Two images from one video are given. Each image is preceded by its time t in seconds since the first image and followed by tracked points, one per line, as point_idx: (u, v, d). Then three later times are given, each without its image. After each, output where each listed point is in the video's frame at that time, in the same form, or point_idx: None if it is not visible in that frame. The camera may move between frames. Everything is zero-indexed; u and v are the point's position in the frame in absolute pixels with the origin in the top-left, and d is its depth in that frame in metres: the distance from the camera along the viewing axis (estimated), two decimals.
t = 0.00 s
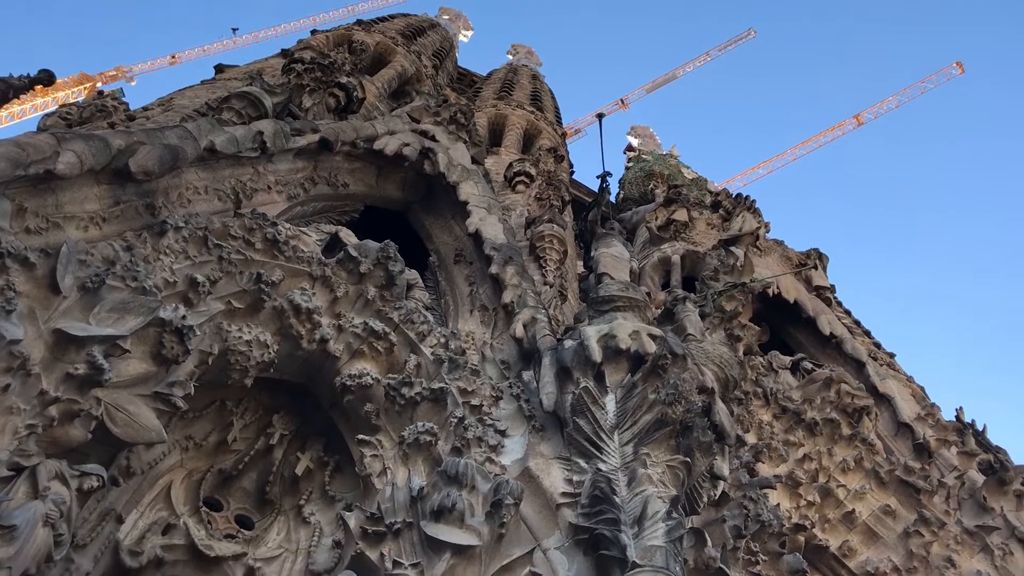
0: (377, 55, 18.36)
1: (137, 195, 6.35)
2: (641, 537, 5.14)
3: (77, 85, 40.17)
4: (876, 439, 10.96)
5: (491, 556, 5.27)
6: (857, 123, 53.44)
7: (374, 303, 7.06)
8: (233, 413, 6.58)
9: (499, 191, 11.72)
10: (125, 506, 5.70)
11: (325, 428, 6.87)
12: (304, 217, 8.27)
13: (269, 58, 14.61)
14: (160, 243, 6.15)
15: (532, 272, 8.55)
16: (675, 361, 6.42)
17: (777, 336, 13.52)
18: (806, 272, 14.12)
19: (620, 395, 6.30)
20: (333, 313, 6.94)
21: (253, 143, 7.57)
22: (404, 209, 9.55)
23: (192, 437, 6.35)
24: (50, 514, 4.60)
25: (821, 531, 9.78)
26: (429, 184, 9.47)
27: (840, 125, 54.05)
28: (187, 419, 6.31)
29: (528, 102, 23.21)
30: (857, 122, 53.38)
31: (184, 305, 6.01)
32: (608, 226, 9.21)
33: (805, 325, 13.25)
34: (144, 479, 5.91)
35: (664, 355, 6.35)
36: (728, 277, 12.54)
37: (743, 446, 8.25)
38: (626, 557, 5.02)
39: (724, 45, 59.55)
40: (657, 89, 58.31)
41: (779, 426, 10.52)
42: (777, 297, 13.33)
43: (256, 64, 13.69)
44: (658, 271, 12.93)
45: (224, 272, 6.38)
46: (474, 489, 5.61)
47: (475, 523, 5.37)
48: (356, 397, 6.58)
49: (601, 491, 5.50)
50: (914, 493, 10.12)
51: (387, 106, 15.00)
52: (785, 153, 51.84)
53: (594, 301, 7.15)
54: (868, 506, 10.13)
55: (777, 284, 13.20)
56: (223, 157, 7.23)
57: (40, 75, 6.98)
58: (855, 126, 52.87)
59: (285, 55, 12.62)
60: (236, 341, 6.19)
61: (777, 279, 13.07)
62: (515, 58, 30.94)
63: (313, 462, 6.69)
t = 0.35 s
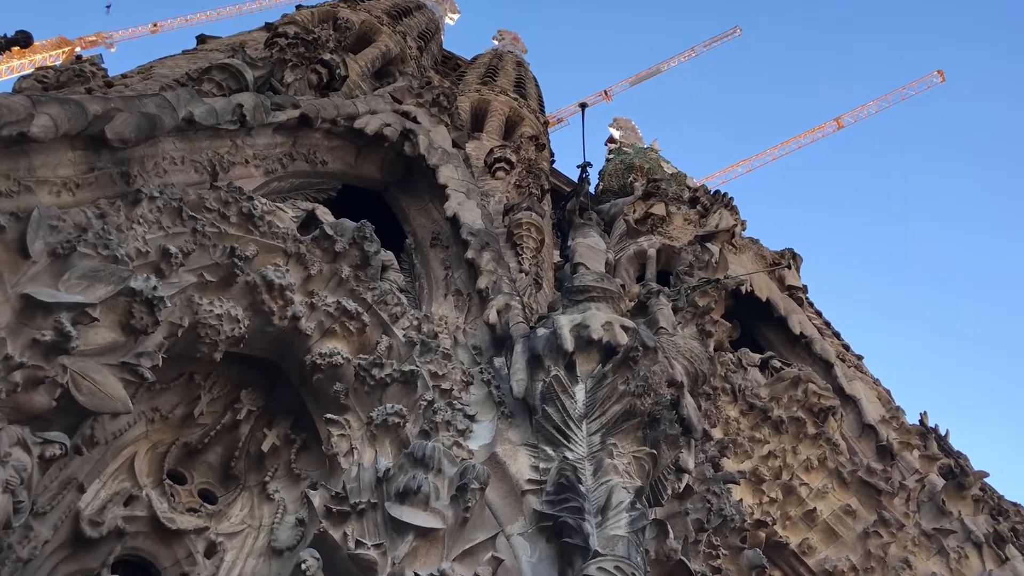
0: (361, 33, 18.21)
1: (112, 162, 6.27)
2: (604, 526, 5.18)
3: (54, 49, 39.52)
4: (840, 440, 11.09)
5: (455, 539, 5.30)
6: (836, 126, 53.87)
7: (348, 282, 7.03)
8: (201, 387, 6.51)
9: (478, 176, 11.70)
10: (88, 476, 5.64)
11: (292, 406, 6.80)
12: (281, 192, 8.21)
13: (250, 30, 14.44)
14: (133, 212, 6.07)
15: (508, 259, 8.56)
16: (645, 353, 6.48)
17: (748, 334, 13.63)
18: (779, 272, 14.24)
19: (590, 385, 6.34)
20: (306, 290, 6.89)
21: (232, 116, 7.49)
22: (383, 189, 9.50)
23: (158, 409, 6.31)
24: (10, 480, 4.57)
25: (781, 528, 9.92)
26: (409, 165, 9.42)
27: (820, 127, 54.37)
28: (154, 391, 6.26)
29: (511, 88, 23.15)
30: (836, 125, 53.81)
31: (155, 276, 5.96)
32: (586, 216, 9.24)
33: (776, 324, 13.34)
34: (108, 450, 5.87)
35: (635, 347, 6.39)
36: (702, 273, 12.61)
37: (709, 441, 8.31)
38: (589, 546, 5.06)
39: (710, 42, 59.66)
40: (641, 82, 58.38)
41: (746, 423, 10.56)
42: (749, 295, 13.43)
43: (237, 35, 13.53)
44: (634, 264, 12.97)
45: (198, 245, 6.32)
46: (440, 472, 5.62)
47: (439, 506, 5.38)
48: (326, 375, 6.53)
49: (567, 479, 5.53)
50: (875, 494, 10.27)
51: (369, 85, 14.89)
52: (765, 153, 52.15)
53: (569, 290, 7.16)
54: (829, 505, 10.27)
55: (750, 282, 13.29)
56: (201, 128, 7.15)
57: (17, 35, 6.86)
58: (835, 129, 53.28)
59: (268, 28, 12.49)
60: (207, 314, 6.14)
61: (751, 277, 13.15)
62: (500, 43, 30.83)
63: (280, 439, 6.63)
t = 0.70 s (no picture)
0: (348, 16, 18.09)
1: (92, 137, 6.21)
2: (578, 515, 5.21)
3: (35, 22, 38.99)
4: (814, 435, 11.17)
5: (429, 525, 5.29)
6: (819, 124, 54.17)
7: (328, 266, 6.98)
8: (177, 366, 6.48)
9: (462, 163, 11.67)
10: (60, 454, 5.59)
11: (269, 388, 6.78)
12: (262, 173, 8.16)
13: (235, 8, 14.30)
14: (112, 188, 6.02)
15: (490, 247, 8.56)
16: (624, 344, 6.47)
17: (726, 328, 13.71)
18: (759, 267, 14.32)
19: (568, 375, 6.35)
20: (286, 273, 6.84)
21: (215, 95, 7.43)
22: (365, 173, 9.45)
23: (133, 388, 6.27)
24: None
25: (754, 521, 10.02)
26: (392, 149, 9.38)
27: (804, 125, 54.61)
28: (130, 369, 6.21)
29: (498, 76, 23.09)
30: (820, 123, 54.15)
31: (133, 255, 5.90)
32: (569, 206, 9.24)
33: (755, 319, 13.42)
34: (82, 428, 5.83)
35: (614, 338, 6.41)
36: (682, 266, 12.66)
37: (685, 433, 8.37)
38: (562, 535, 5.09)
39: (697, 36, 59.75)
40: (628, 74, 58.42)
41: (722, 416, 10.65)
42: (728, 290, 13.50)
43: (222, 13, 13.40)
44: (615, 255, 13.01)
45: (177, 224, 6.27)
46: (417, 458, 5.61)
47: (415, 492, 5.38)
48: (303, 359, 6.51)
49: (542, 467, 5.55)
50: (847, 490, 10.38)
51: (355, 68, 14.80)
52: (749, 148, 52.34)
53: (550, 280, 7.17)
54: (801, 500, 10.37)
55: (729, 276, 13.35)
56: (183, 106, 7.09)
57: None
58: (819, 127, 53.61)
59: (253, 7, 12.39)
60: (185, 294, 6.10)
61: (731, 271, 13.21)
62: (487, 31, 30.73)
63: (255, 421, 6.62)
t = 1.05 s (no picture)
0: None
1: (70, 109, 6.13)
2: (551, 501, 5.24)
3: None
4: (786, 427, 11.27)
5: (402, 508, 5.30)
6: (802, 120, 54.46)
7: (307, 247, 6.96)
8: (152, 343, 6.43)
9: (444, 147, 11.64)
10: (31, 428, 5.56)
11: (245, 367, 6.74)
12: (242, 151, 8.10)
13: None
14: (90, 162, 5.96)
15: (470, 232, 8.56)
16: (601, 333, 6.53)
17: (703, 319, 13.78)
18: (737, 259, 14.40)
19: (545, 361, 6.37)
20: (264, 252, 6.81)
21: (197, 70, 7.36)
22: (347, 154, 9.40)
23: (106, 364, 6.21)
24: None
25: (725, 511, 10.12)
26: (374, 131, 9.33)
27: (786, 120, 54.90)
28: (104, 344, 6.16)
29: (482, 61, 23.02)
30: (801, 118, 54.44)
31: (110, 229, 5.85)
32: (550, 194, 9.25)
33: (731, 311, 13.51)
34: (54, 402, 5.78)
35: (591, 326, 6.44)
36: (661, 257, 12.72)
37: (659, 422, 8.42)
38: (534, 520, 5.10)
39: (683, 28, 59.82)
40: (612, 62, 58.41)
41: (696, 406, 10.73)
42: (706, 281, 13.57)
43: None
44: (594, 244, 13.04)
45: (155, 200, 6.21)
46: (392, 441, 5.60)
47: (389, 474, 5.39)
48: (280, 339, 6.48)
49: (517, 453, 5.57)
50: (817, 483, 10.49)
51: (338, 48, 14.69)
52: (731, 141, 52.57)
53: (529, 266, 7.18)
54: (772, 491, 10.48)
55: (707, 268, 13.42)
56: (164, 81, 7.02)
57: None
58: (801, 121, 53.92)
59: None
60: (161, 270, 6.05)
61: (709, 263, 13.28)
62: (472, 15, 30.59)
63: (230, 400, 6.58)
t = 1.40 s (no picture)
0: None
1: (47, 78, 6.05)
2: (525, 482, 5.27)
3: None
4: (760, 415, 11.35)
5: (375, 487, 5.31)
6: (784, 110, 54.61)
7: (286, 224, 6.92)
8: (127, 317, 6.38)
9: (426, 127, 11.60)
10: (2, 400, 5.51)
11: (221, 343, 6.70)
12: (222, 125, 8.04)
13: None
14: (67, 132, 5.88)
15: (451, 214, 8.54)
16: (580, 317, 6.54)
17: (680, 307, 13.85)
18: (717, 248, 14.47)
19: (522, 344, 6.38)
20: (242, 228, 6.77)
21: (178, 42, 7.27)
22: (328, 131, 9.33)
23: (80, 337, 6.15)
24: None
25: (697, 496, 10.21)
26: (356, 109, 9.27)
27: (769, 110, 55.08)
28: (78, 317, 6.10)
29: (466, 42, 22.91)
30: (784, 109, 54.64)
31: (86, 201, 5.80)
32: (532, 177, 9.24)
33: (709, 299, 13.59)
34: (25, 373, 5.73)
35: (570, 310, 6.45)
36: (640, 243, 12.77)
37: (634, 407, 8.48)
38: (508, 501, 5.12)
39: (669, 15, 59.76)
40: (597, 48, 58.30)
41: (671, 392, 10.80)
42: (685, 268, 13.63)
43: None
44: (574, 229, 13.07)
45: (132, 172, 6.15)
46: (367, 420, 5.60)
47: (363, 453, 5.39)
48: (256, 315, 6.45)
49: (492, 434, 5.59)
50: (789, 471, 10.60)
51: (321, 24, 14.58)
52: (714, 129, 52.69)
53: (509, 249, 7.18)
54: (744, 478, 10.58)
55: (686, 256, 13.47)
56: (144, 52, 6.94)
57: None
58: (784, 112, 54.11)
59: None
60: (137, 244, 6.00)
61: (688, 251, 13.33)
62: None
63: (205, 375, 6.54)
